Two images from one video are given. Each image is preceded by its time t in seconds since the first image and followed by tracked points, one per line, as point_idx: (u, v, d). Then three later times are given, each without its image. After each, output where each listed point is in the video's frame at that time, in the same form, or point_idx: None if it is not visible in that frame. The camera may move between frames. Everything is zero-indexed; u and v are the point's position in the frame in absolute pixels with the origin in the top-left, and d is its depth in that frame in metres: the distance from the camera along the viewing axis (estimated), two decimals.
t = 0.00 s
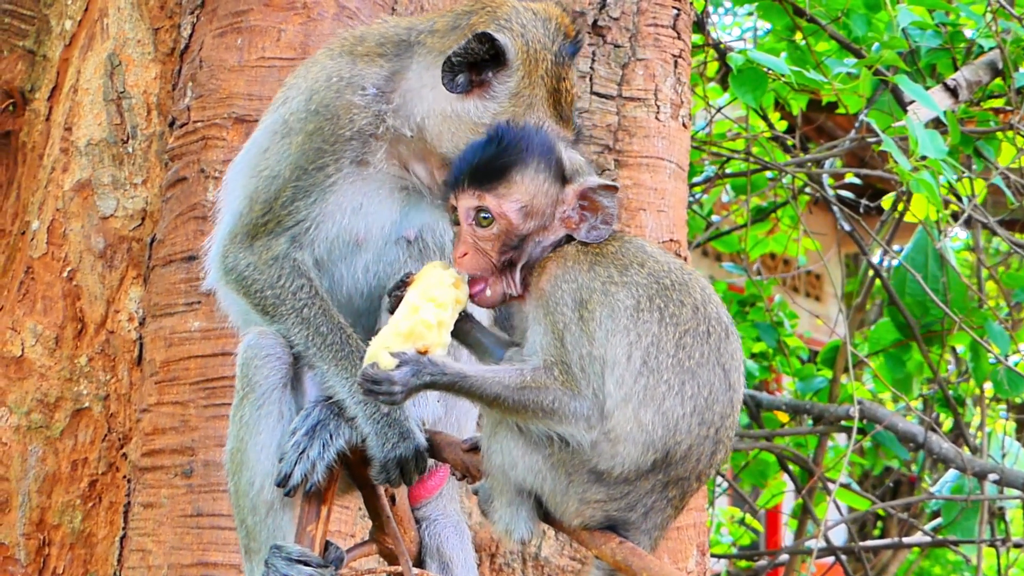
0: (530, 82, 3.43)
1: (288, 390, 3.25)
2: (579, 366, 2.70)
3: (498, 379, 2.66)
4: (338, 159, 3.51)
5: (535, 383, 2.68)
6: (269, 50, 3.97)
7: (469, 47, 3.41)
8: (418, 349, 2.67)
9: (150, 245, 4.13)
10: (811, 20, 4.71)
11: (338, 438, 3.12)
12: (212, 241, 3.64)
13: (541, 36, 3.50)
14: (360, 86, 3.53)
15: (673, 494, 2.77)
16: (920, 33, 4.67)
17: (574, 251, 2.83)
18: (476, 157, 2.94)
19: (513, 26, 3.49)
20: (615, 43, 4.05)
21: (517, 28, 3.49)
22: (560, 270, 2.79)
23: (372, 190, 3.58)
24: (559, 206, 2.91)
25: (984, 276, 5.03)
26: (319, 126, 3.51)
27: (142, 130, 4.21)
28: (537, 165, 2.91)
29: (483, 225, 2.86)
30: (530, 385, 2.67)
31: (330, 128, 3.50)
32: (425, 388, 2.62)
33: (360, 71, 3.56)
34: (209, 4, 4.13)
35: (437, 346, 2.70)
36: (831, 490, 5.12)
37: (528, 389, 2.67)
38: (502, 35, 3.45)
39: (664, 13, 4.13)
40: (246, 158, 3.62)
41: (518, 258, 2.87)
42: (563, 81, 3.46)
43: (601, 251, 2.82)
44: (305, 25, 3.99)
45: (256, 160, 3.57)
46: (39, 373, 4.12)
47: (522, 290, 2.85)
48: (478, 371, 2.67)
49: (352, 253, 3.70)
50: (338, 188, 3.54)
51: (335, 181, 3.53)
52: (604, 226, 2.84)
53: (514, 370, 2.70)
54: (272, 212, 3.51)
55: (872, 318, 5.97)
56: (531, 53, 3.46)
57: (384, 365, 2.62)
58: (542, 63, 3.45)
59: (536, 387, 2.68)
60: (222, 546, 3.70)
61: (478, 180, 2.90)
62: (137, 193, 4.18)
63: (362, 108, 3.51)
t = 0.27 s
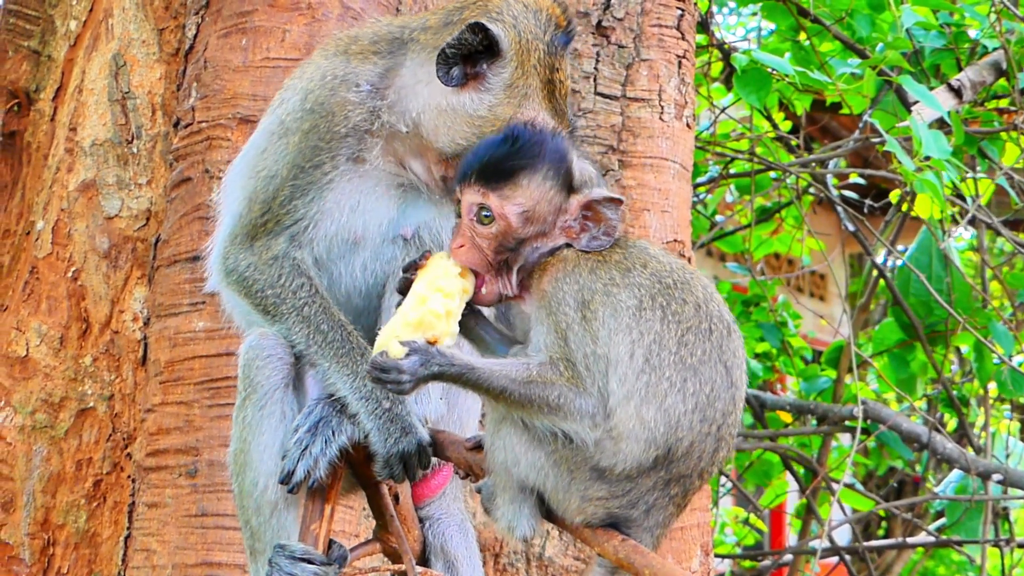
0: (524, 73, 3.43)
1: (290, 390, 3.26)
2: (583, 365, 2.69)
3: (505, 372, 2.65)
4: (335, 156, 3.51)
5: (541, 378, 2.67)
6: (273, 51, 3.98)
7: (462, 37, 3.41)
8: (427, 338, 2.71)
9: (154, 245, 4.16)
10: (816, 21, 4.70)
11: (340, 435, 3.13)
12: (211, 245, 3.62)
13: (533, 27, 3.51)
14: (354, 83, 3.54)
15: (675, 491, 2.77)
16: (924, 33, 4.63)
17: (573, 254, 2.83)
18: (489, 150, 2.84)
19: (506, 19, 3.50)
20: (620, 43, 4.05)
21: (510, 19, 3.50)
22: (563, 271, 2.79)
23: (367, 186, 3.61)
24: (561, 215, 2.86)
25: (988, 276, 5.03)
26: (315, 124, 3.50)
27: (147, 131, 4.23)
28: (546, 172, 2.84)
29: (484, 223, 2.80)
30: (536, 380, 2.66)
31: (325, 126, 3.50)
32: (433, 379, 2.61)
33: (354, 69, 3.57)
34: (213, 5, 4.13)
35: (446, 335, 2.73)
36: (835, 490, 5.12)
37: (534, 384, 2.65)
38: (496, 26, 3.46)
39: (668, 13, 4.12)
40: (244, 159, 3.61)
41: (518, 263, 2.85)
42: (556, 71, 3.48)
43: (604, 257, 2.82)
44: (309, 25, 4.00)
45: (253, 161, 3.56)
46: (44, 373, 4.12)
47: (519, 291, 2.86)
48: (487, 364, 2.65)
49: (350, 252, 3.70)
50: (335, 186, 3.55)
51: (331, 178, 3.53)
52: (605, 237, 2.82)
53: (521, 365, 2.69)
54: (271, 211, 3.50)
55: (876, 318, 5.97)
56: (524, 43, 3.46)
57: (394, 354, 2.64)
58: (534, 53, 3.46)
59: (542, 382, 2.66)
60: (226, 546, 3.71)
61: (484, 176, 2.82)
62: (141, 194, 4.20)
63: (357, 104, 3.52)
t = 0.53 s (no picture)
0: (520, 75, 3.35)
1: (289, 390, 3.25)
2: (582, 366, 2.68)
3: (503, 376, 2.63)
4: (348, 157, 3.41)
5: (540, 381, 2.65)
6: (274, 51, 3.97)
7: (458, 40, 3.34)
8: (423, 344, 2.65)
9: (155, 245, 4.16)
10: (817, 21, 4.70)
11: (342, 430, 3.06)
12: (226, 258, 3.51)
13: (527, 28, 3.44)
14: (355, 83, 3.48)
15: (674, 492, 2.78)
16: (927, 34, 4.62)
17: (571, 257, 2.83)
18: (480, 156, 2.81)
19: (501, 21, 3.43)
20: (621, 44, 4.05)
21: (504, 22, 3.43)
22: (563, 272, 2.80)
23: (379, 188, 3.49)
24: (558, 217, 2.84)
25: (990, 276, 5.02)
26: (325, 128, 3.41)
27: (148, 131, 4.24)
28: (539, 175, 2.82)
29: (479, 230, 2.79)
30: (534, 382, 2.64)
31: (334, 128, 3.41)
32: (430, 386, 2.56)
33: (354, 72, 3.52)
34: (215, 5, 4.13)
35: (441, 338, 2.68)
36: (836, 491, 5.11)
37: (533, 387, 2.64)
38: (491, 28, 3.39)
39: (669, 13, 4.12)
40: (254, 166, 3.50)
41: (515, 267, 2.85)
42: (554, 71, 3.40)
43: (603, 257, 2.83)
44: (310, 25, 3.99)
45: (262, 168, 3.46)
46: (45, 373, 4.12)
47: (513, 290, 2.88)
48: (485, 368, 2.63)
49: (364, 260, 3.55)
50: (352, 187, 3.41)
51: (348, 179, 3.41)
52: (601, 239, 2.82)
53: (519, 368, 2.67)
54: (291, 216, 3.38)
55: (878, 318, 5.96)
56: (520, 45, 3.39)
57: (392, 364, 2.56)
58: (530, 55, 3.39)
59: (540, 385, 2.65)
60: (227, 546, 3.71)
61: (478, 183, 2.80)
62: (143, 194, 4.20)
63: (363, 104, 3.44)
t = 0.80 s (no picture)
0: (518, 62, 3.40)
1: (292, 392, 3.25)
2: (588, 370, 2.68)
3: (508, 388, 2.65)
4: (378, 157, 3.43)
5: (546, 390, 2.66)
6: (274, 51, 3.97)
7: (452, 34, 3.39)
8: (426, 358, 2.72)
9: (155, 245, 4.16)
10: (817, 21, 4.70)
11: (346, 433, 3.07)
12: (279, 288, 3.54)
13: (520, 16, 3.46)
14: (363, 83, 3.52)
15: (676, 498, 2.76)
16: (926, 34, 4.62)
17: (576, 261, 2.81)
18: (483, 160, 2.86)
19: (493, 12, 3.47)
20: (620, 44, 4.05)
21: (497, 12, 3.47)
22: (569, 277, 2.78)
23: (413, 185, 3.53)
24: (562, 219, 2.85)
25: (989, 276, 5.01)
26: (347, 136, 3.47)
27: (148, 131, 4.24)
28: (543, 177, 2.86)
29: (484, 233, 2.82)
30: (541, 392, 2.65)
31: (355, 133, 3.46)
32: (435, 400, 2.59)
33: (360, 71, 3.56)
34: (214, 5, 4.13)
35: (445, 352, 2.75)
36: (836, 491, 5.11)
37: (539, 396, 2.64)
38: (483, 19, 3.43)
39: (668, 14, 4.12)
40: (285, 193, 3.53)
41: (517, 270, 2.86)
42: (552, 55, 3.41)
43: (610, 261, 2.81)
44: (309, 26, 3.99)
45: (295, 192, 3.50)
46: (44, 373, 4.13)
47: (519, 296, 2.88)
48: (490, 381, 2.65)
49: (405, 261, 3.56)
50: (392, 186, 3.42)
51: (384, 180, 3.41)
52: (606, 240, 2.81)
53: (524, 378, 2.68)
54: (342, 231, 3.43)
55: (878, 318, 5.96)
56: (514, 33, 3.43)
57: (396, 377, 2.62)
58: (526, 41, 3.42)
59: (547, 393, 2.65)
60: (226, 546, 3.71)
61: (481, 185, 2.83)
62: (142, 194, 4.20)
63: (376, 103, 3.48)
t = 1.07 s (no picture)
0: (531, 56, 3.43)
1: (299, 391, 3.24)
2: (598, 378, 2.69)
3: (520, 393, 2.64)
4: (392, 155, 3.45)
5: (558, 397, 2.66)
6: (274, 52, 3.97)
7: (465, 26, 3.43)
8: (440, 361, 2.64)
9: (155, 246, 4.15)
10: (817, 22, 4.70)
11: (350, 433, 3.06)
12: (289, 284, 3.53)
13: (535, 11, 3.50)
14: (378, 81, 3.54)
15: (681, 503, 2.75)
16: (926, 35, 4.64)
17: (594, 264, 2.81)
18: (501, 159, 2.82)
19: (508, 7, 3.52)
20: (620, 45, 4.05)
21: (513, 8, 3.52)
22: (580, 282, 2.78)
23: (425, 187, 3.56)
24: (582, 218, 2.84)
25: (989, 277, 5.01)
26: (361, 133, 3.48)
27: (148, 132, 4.23)
28: (564, 176, 2.83)
29: (506, 233, 2.78)
30: (552, 398, 2.65)
31: (369, 129, 3.47)
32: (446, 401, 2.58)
33: (375, 69, 3.58)
34: (214, 6, 4.12)
35: (461, 358, 2.66)
36: (836, 492, 5.11)
37: (551, 403, 2.64)
38: (500, 13, 3.47)
39: (669, 15, 4.12)
40: (299, 192, 3.55)
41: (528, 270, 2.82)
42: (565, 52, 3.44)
43: (623, 266, 2.81)
44: (310, 27, 3.99)
45: (309, 190, 3.52)
46: (45, 374, 4.13)
47: (539, 302, 2.82)
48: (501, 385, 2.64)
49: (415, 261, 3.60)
50: (405, 184, 3.44)
51: (398, 177, 3.44)
52: (625, 240, 2.81)
53: (536, 384, 2.68)
54: (353, 229, 3.44)
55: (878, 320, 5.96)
56: (529, 28, 3.46)
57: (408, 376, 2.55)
58: (539, 36, 3.45)
59: (558, 400, 2.65)
60: (227, 547, 3.71)
61: (502, 186, 2.79)
62: (143, 195, 4.19)
63: (391, 100, 3.51)
